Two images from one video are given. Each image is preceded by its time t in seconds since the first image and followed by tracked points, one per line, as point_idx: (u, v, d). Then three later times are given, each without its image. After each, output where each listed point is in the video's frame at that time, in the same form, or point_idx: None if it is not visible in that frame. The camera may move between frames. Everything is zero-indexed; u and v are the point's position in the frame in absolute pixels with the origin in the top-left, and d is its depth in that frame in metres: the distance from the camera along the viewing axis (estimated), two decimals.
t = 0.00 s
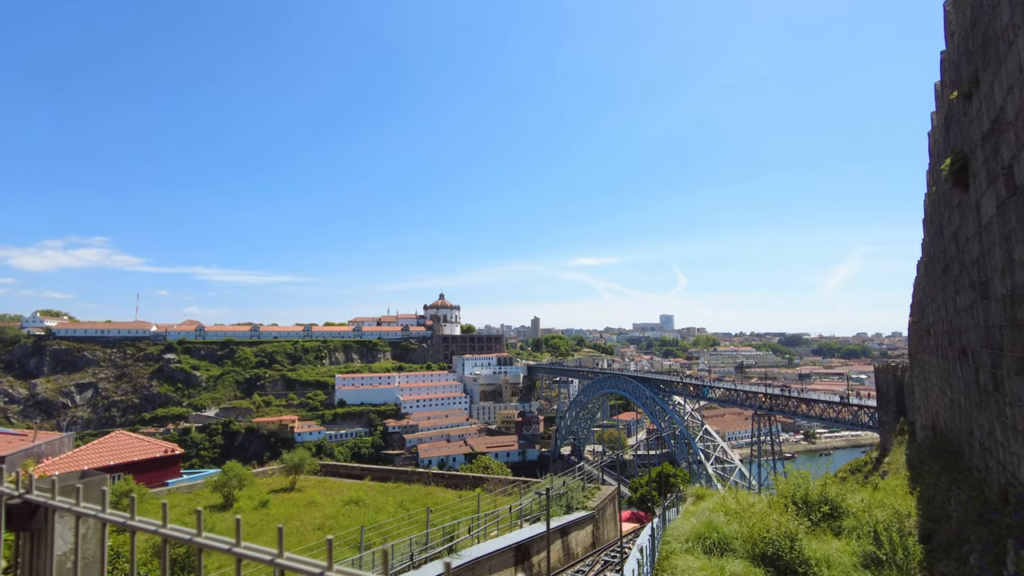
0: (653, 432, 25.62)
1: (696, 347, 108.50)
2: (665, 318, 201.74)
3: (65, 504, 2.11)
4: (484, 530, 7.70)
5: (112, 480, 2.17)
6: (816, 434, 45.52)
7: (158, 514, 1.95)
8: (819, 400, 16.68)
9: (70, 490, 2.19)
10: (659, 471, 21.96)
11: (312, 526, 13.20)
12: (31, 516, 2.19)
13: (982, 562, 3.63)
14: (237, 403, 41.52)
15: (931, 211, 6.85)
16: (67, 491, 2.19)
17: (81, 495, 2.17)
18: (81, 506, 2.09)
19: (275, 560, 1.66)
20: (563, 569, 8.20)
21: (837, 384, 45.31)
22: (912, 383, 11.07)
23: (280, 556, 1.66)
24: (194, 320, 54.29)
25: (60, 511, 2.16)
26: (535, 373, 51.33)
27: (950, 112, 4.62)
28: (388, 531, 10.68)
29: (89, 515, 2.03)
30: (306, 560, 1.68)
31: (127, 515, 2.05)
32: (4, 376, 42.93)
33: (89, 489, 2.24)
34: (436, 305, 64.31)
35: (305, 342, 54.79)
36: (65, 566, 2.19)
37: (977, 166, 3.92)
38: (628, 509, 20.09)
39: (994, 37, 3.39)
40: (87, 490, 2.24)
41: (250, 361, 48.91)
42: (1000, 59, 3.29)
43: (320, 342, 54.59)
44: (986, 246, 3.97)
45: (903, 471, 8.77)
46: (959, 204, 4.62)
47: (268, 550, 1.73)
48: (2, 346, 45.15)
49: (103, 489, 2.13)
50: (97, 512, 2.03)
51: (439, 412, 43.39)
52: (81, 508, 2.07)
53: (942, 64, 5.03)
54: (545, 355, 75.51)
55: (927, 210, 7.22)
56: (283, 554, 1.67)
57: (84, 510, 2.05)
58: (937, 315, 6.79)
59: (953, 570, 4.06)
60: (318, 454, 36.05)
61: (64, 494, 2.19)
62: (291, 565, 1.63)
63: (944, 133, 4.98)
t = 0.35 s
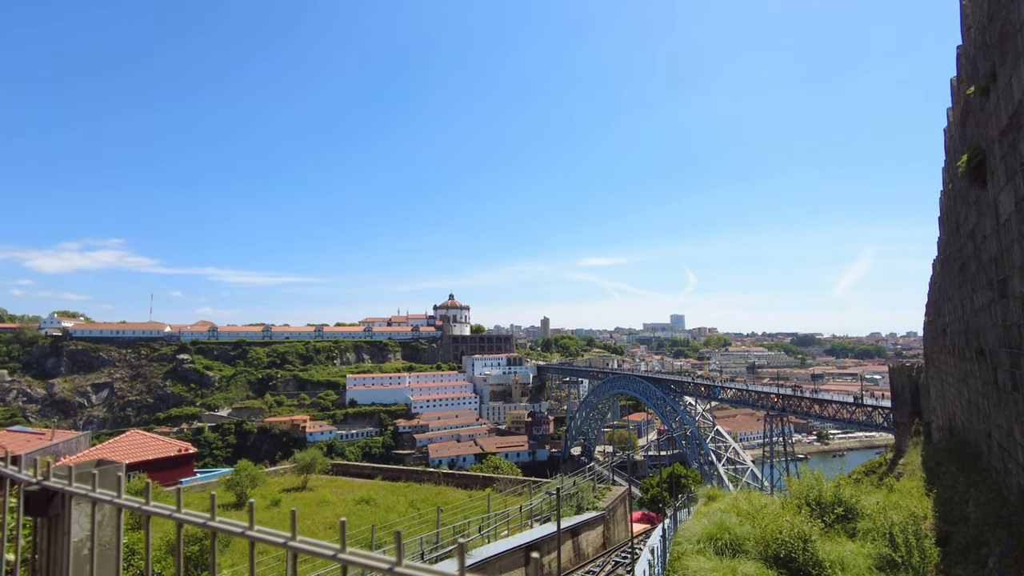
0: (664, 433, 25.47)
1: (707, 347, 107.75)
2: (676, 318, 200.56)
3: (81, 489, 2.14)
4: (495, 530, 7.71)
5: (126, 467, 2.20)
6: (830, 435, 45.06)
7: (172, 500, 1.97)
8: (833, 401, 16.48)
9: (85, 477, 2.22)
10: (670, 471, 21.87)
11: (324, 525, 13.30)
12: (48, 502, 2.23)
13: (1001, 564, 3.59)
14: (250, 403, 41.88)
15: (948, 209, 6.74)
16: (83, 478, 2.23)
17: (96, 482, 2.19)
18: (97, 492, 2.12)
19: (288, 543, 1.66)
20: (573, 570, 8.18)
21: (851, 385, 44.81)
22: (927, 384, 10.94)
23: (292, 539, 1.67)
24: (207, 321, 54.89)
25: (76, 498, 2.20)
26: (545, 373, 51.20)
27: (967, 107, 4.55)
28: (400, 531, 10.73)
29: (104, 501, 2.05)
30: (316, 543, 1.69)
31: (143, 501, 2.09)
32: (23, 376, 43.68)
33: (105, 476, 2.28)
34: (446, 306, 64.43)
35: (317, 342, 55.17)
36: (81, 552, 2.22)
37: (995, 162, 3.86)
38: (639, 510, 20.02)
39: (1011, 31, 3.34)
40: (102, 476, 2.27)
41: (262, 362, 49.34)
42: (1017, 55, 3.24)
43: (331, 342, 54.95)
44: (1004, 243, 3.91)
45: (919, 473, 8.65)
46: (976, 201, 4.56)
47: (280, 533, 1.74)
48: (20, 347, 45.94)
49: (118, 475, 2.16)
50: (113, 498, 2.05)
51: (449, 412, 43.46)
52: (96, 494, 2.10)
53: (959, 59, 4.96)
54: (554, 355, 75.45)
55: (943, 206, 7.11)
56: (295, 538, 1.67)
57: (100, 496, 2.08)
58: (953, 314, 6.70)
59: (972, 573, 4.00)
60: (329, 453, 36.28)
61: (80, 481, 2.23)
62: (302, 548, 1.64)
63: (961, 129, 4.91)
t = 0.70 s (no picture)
0: (676, 433, 25.29)
1: (720, 347, 106.75)
2: (688, 319, 198.85)
3: (101, 491, 2.16)
4: (507, 530, 7.71)
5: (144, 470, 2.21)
6: (845, 436, 44.50)
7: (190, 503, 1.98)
8: (848, 402, 16.26)
9: (105, 478, 2.25)
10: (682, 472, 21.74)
11: (337, 523, 13.40)
12: (69, 503, 2.26)
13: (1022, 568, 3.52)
14: (263, 402, 42.28)
15: (967, 205, 6.63)
16: (102, 479, 2.25)
17: (115, 483, 2.21)
18: (116, 494, 2.14)
19: (305, 548, 1.67)
20: (585, 570, 8.16)
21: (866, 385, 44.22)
22: (945, 384, 10.75)
23: (309, 544, 1.68)
24: (221, 321, 55.53)
25: (96, 499, 2.22)
26: (556, 373, 51.04)
27: (986, 102, 4.49)
28: (412, 530, 10.77)
29: (124, 503, 2.07)
30: (336, 548, 1.69)
31: (161, 504, 2.10)
32: (43, 375, 44.47)
33: (121, 478, 2.29)
34: (457, 306, 64.51)
35: (329, 342, 55.54)
36: (103, 552, 2.25)
37: (1014, 159, 3.80)
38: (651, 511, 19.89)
39: None
40: (119, 479, 2.28)
41: (275, 361, 49.79)
42: None
43: (343, 342, 55.34)
44: None
45: (937, 475, 8.51)
46: (996, 198, 4.48)
47: (298, 537, 1.74)
48: (40, 347, 46.78)
49: (137, 478, 2.18)
50: (132, 500, 2.07)
51: (460, 412, 43.52)
52: (116, 496, 2.12)
53: (978, 53, 4.89)
54: (566, 355, 75.29)
55: (961, 203, 6.99)
56: (312, 542, 1.68)
57: (119, 499, 2.10)
58: (972, 313, 6.58)
59: None
60: (342, 452, 36.52)
61: (100, 483, 2.25)
62: (319, 553, 1.65)
63: (980, 124, 4.84)
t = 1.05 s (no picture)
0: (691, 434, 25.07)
1: (735, 347, 105.69)
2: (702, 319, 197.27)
3: (113, 492, 2.19)
4: (519, 530, 7.70)
5: (156, 471, 2.24)
6: (863, 438, 43.86)
7: (198, 504, 2.01)
8: (866, 402, 16.00)
9: (119, 480, 2.28)
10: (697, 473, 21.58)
11: (351, 522, 13.51)
12: (83, 503, 2.29)
13: None
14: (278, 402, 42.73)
15: (988, 203, 6.51)
16: (115, 480, 2.29)
17: (128, 485, 2.24)
18: (128, 495, 2.17)
19: (310, 550, 1.69)
20: (599, 572, 8.13)
21: (884, 386, 43.55)
22: (967, 385, 10.54)
23: (314, 546, 1.69)
24: (237, 322, 56.28)
25: (109, 500, 2.25)
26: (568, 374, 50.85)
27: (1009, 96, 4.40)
28: (426, 530, 10.81)
29: (135, 504, 2.10)
30: (341, 551, 1.69)
31: (171, 505, 2.12)
32: (64, 375, 45.31)
33: (133, 480, 2.32)
34: (469, 306, 64.59)
35: (343, 342, 55.98)
36: (115, 552, 2.28)
37: None
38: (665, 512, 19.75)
39: None
40: (131, 480, 2.31)
41: (290, 361, 50.32)
42: None
43: (357, 342, 55.71)
44: None
45: (958, 478, 8.34)
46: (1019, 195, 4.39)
47: (304, 540, 1.76)
48: (62, 347, 47.69)
49: (148, 479, 2.21)
50: (143, 501, 2.10)
51: (473, 412, 43.60)
52: (127, 497, 2.15)
53: (999, 48, 4.80)
54: (578, 356, 75.09)
55: (983, 200, 6.85)
56: (316, 545, 1.69)
57: (131, 499, 2.13)
58: (994, 312, 6.46)
59: None
60: (356, 452, 36.81)
61: (113, 484, 2.29)
62: (324, 555, 1.66)
63: (1002, 120, 4.75)
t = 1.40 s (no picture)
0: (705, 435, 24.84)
1: (750, 347, 104.60)
2: (716, 318, 195.78)
3: (128, 489, 2.22)
4: (532, 531, 7.69)
5: (169, 469, 2.27)
6: (881, 439, 43.20)
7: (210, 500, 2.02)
8: (884, 403, 15.73)
9: (132, 477, 2.31)
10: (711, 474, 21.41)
11: (364, 521, 13.58)
12: (99, 499, 2.33)
13: None
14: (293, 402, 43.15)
15: (1010, 200, 6.38)
16: (130, 477, 2.32)
17: (141, 482, 2.26)
18: (142, 492, 2.20)
19: (319, 546, 1.69)
20: (612, 573, 8.08)
21: (903, 387, 42.84)
22: (989, 386, 10.31)
23: (323, 542, 1.70)
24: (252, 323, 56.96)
25: (124, 496, 2.28)
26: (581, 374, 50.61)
27: None
28: (438, 530, 10.83)
29: (148, 501, 2.12)
30: (349, 548, 1.69)
31: (183, 501, 2.15)
32: (85, 375, 46.13)
33: (147, 476, 2.35)
34: (482, 306, 64.65)
35: (356, 343, 56.36)
36: (131, 549, 2.31)
37: None
38: (679, 513, 19.61)
39: None
40: (146, 476, 2.34)
41: (305, 362, 50.81)
42: None
43: (370, 343, 56.06)
44: None
45: (981, 481, 8.15)
46: None
47: (311, 536, 1.77)
48: (83, 347, 48.59)
49: (162, 476, 2.24)
50: (157, 497, 2.13)
51: (485, 412, 43.57)
52: (141, 493, 2.18)
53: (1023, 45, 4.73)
54: (591, 356, 74.90)
55: (1006, 197, 6.69)
56: (326, 540, 1.69)
57: (144, 496, 2.15)
58: (1019, 311, 6.30)
59: None
60: (369, 452, 37.06)
61: (128, 480, 2.32)
62: (333, 551, 1.67)
63: None
